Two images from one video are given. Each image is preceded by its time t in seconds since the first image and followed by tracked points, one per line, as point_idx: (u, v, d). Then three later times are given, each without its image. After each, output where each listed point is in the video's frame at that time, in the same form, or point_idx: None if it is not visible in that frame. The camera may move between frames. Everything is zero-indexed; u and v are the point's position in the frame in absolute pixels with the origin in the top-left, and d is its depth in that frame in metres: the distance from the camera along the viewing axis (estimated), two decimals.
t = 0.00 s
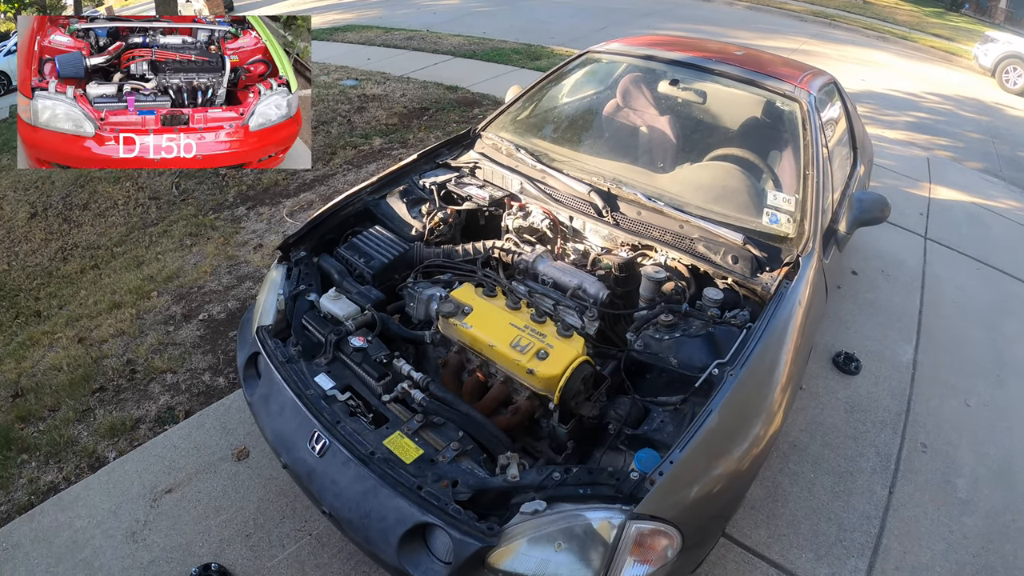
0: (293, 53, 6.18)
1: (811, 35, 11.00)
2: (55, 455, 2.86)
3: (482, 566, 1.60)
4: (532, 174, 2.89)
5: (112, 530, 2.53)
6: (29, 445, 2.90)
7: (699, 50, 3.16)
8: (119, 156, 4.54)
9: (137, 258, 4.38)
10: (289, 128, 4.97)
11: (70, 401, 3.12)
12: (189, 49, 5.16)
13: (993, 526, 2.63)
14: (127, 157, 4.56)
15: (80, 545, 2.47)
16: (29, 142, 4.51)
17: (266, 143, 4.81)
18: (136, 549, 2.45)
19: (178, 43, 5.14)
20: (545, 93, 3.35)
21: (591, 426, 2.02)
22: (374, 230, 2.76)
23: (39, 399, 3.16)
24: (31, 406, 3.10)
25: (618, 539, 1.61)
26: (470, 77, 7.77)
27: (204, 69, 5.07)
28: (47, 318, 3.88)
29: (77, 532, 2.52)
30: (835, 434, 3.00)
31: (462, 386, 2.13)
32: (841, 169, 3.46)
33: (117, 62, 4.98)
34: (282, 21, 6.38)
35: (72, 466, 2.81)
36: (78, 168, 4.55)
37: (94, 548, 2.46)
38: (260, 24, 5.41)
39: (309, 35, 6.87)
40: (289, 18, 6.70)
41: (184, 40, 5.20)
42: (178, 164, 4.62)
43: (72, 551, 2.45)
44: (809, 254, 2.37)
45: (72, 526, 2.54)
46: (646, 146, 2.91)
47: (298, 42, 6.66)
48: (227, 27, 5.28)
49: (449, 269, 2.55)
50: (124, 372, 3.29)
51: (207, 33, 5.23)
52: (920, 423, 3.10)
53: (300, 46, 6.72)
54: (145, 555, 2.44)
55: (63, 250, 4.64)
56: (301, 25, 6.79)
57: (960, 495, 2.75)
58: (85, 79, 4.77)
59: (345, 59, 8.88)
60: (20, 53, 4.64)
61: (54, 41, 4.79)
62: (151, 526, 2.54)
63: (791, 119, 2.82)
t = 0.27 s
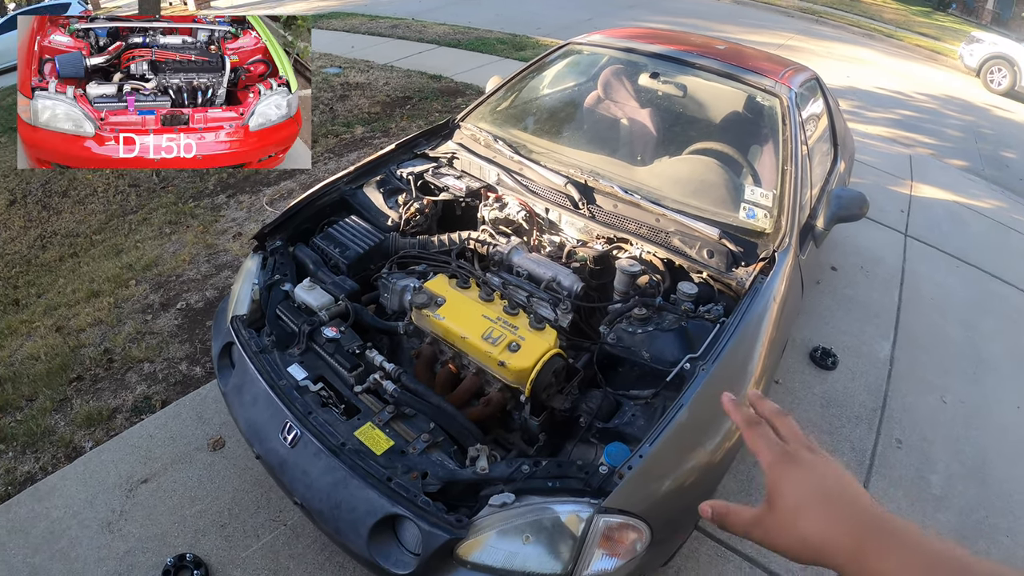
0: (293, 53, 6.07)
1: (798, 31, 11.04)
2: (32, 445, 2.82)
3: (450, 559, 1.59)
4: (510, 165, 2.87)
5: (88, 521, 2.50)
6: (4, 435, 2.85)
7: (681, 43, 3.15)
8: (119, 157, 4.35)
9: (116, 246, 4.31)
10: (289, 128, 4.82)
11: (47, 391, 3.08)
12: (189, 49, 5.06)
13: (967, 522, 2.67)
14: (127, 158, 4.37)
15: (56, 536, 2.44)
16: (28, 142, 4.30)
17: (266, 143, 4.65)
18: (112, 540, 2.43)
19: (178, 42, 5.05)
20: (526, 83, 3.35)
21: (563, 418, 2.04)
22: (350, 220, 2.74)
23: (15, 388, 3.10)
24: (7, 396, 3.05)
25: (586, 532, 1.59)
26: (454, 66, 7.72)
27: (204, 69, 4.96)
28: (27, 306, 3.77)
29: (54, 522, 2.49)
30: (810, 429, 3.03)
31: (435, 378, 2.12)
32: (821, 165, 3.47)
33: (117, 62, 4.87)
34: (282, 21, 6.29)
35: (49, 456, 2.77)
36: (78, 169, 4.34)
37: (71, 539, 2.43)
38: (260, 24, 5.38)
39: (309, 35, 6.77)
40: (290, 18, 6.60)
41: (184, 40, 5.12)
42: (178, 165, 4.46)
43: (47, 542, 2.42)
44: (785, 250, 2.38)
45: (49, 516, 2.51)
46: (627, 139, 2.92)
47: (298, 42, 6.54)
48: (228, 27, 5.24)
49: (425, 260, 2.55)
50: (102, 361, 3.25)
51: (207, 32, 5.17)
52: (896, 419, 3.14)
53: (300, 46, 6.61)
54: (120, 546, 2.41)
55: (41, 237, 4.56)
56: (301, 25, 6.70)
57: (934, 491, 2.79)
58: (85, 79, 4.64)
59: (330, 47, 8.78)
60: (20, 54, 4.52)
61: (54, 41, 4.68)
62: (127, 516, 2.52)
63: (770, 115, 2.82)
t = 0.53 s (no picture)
0: (294, 52, 5.95)
1: (786, 21, 11.05)
2: (18, 441, 2.81)
3: (429, 551, 1.60)
4: (491, 158, 2.88)
5: (75, 516, 2.49)
6: None
7: (664, 35, 3.15)
8: (119, 157, 4.30)
9: (101, 240, 4.28)
10: (289, 128, 4.77)
11: (33, 386, 3.06)
12: (189, 49, 5.02)
13: (947, 513, 2.72)
14: (127, 158, 4.33)
15: (44, 531, 2.44)
16: (28, 142, 4.26)
17: (266, 143, 4.60)
18: (99, 534, 2.43)
19: (178, 42, 5.01)
20: (510, 74, 3.34)
21: (541, 411, 2.04)
22: (331, 214, 2.74)
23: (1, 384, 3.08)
24: None
25: (563, 524, 1.61)
26: (440, 56, 7.68)
27: (204, 69, 4.90)
28: (10, 301, 3.77)
29: (42, 518, 2.48)
30: (792, 420, 3.07)
31: (416, 370, 2.14)
32: (804, 158, 3.50)
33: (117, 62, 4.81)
34: (283, 21, 6.20)
35: (35, 452, 2.77)
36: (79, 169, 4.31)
37: (58, 534, 2.43)
38: (260, 24, 5.32)
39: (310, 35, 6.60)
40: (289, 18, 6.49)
41: (184, 40, 5.09)
42: (178, 166, 4.41)
43: (33, 538, 2.42)
44: (764, 243, 2.40)
45: (36, 512, 2.51)
46: (610, 131, 2.92)
47: (298, 42, 6.35)
48: (228, 28, 5.21)
49: (405, 253, 2.54)
50: (87, 355, 3.23)
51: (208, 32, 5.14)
52: (877, 410, 3.19)
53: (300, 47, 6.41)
54: (107, 540, 2.41)
55: (26, 231, 4.52)
56: (302, 25, 6.56)
57: (914, 482, 2.84)
58: (86, 79, 4.57)
59: (316, 36, 8.70)
60: (19, 54, 4.46)
61: (54, 41, 4.62)
62: (113, 510, 2.52)
63: (752, 108, 2.83)
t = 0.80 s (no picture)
0: (294, 53, 6.14)
1: (790, 31, 11.11)
2: (25, 445, 2.84)
3: (434, 555, 1.62)
4: (496, 167, 2.92)
5: (81, 519, 2.52)
6: None
7: (667, 46, 3.19)
8: (119, 157, 4.34)
9: (109, 247, 4.33)
10: (289, 128, 4.84)
11: (40, 391, 3.10)
12: (189, 49, 5.10)
13: (951, 520, 2.72)
14: (127, 158, 4.37)
15: (50, 534, 2.47)
16: (28, 142, 4.30)
17: (266, 143, 4.66)
18: (105, 537, 2.45)
19: (178, 43, 5.10)
20: (514, 85, 3.39)
21: (546, 417, 2.06)
22: (338, 222, 2.77)
23: (9, 388, 3.12)
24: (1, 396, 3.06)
25: (565, 528, 1.62)
26: (446, 66, 7.75)
27: (204, 69, 4.98)
28: (18, 306, 3.82)
29: (48, 521, 2.51)
30: (796, 427, 3.08)
31: (421, 377, 2.17)
32: (806, 167, 3.52)
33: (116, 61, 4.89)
34: (282, 21, 6.37)
35: (43, 455, 2.80)
36: (79, 169, 4.35)
37: (64, 537, 2.45)
38: (260, 24, 5.42)
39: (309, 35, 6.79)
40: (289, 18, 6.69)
41: (184, 40, 5.17)
42: (178, 166, 4.45)
43: (40, 541, 2.44)
44: (767, 251, 2.42)
45: (42, 515, 2.53)
46: (615, 141, 2.95)
47: (298, 42, 6.59)
48: (227, 28, 5.29)
49: (411, 261, 2.57)
50: (95, 361, 3.27)
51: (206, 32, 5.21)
52: (881, 417, 3.19)
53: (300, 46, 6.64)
54: (113, 543, 2.43)
55: (35, 238, 4.58)
56: (302, 25, 6.73)
57: (918, 489, 2.84)
58: (85, 79, 4.65)
59: (323, 47, 8.80)
60: (20, 54, 4.54)
61: (54, 41, 4.70)
62: (120, 514, 2.54)
63: (755, 117, 2.86)
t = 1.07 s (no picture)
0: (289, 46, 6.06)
1: (789, 31, 11.10)
2: (24, 444, 2.84)
3: (431, 553, 1.61)
4: (494, 166, 2.92)
5: (79, 518, 2.51)
6: None
7: (666, 45, 3.19)
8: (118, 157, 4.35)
9: (107, 246, 4.33)
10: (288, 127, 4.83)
11: (39, 390, 3.09)
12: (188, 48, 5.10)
13: (950, 519, 2.72)
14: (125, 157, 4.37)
15: (48, 533, 2.46)
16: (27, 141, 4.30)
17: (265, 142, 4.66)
18: (102, 536, 2.45)
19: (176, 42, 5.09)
20: (513, 83, 3.38)
21: (543, 416, 2.06)
22: (336, 221, 2.77)
23: (7, 387, 3.12)
24: None
25: (563, 526, 1.61)
26: (445, 65, 7.75)
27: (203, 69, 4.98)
28: (16, 305, 3.82)
29: (45, 520, 2.51)
30: (794, 426, 3.08)
31: (418, 375, 2.17)
32: (804, 166, 3.52)
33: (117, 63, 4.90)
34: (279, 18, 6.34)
35: (40, 454, 2.80)
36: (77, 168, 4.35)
37: (62, 536, 2.45)
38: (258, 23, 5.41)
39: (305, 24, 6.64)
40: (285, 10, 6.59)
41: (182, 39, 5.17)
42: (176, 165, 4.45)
43: (38, 540, 2.44)
44: (765, 249, 2.42)
45: (40, 514, 2.53)
46: (613, 139, 2.95)
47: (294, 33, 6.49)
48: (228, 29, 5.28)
49: (409, 260, 2.57)
50: (93, 360, 3.26)
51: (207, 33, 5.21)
52: (879, 416, 3.19)
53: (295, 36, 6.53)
54: (111, 542, 2.43)
55: (33, 237, 4.58)
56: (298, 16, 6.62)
57: (917, 488, 2.84)
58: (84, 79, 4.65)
59: (322, 46, 8.80)
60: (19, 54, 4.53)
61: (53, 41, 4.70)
62: (117, 512, 2.54)
63: (753, 116, 2.86)
